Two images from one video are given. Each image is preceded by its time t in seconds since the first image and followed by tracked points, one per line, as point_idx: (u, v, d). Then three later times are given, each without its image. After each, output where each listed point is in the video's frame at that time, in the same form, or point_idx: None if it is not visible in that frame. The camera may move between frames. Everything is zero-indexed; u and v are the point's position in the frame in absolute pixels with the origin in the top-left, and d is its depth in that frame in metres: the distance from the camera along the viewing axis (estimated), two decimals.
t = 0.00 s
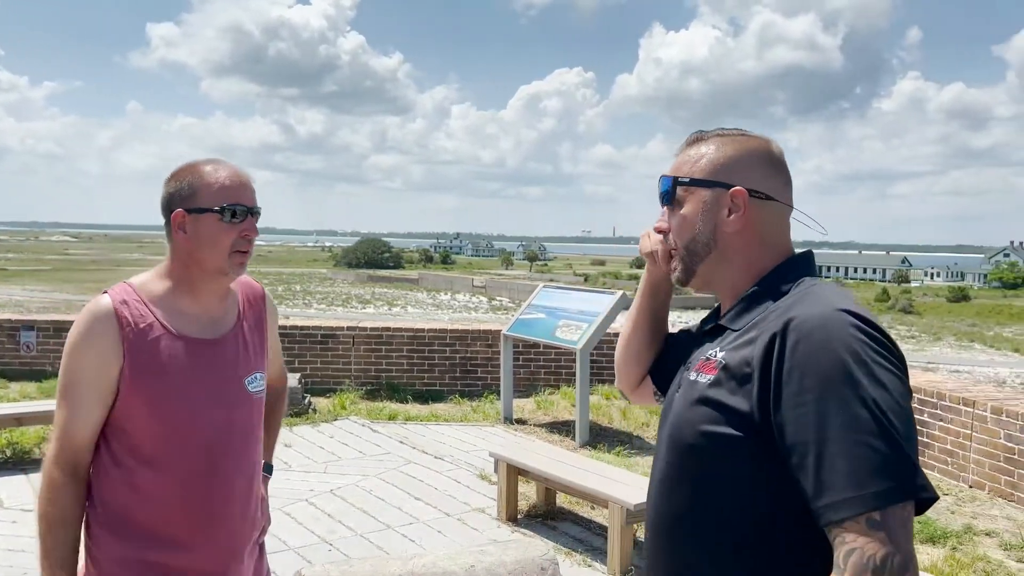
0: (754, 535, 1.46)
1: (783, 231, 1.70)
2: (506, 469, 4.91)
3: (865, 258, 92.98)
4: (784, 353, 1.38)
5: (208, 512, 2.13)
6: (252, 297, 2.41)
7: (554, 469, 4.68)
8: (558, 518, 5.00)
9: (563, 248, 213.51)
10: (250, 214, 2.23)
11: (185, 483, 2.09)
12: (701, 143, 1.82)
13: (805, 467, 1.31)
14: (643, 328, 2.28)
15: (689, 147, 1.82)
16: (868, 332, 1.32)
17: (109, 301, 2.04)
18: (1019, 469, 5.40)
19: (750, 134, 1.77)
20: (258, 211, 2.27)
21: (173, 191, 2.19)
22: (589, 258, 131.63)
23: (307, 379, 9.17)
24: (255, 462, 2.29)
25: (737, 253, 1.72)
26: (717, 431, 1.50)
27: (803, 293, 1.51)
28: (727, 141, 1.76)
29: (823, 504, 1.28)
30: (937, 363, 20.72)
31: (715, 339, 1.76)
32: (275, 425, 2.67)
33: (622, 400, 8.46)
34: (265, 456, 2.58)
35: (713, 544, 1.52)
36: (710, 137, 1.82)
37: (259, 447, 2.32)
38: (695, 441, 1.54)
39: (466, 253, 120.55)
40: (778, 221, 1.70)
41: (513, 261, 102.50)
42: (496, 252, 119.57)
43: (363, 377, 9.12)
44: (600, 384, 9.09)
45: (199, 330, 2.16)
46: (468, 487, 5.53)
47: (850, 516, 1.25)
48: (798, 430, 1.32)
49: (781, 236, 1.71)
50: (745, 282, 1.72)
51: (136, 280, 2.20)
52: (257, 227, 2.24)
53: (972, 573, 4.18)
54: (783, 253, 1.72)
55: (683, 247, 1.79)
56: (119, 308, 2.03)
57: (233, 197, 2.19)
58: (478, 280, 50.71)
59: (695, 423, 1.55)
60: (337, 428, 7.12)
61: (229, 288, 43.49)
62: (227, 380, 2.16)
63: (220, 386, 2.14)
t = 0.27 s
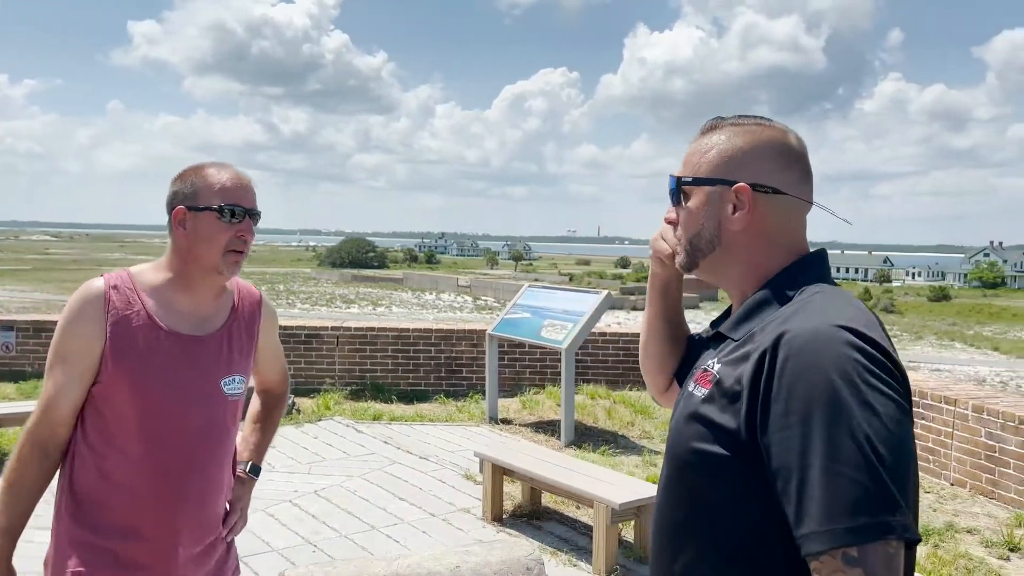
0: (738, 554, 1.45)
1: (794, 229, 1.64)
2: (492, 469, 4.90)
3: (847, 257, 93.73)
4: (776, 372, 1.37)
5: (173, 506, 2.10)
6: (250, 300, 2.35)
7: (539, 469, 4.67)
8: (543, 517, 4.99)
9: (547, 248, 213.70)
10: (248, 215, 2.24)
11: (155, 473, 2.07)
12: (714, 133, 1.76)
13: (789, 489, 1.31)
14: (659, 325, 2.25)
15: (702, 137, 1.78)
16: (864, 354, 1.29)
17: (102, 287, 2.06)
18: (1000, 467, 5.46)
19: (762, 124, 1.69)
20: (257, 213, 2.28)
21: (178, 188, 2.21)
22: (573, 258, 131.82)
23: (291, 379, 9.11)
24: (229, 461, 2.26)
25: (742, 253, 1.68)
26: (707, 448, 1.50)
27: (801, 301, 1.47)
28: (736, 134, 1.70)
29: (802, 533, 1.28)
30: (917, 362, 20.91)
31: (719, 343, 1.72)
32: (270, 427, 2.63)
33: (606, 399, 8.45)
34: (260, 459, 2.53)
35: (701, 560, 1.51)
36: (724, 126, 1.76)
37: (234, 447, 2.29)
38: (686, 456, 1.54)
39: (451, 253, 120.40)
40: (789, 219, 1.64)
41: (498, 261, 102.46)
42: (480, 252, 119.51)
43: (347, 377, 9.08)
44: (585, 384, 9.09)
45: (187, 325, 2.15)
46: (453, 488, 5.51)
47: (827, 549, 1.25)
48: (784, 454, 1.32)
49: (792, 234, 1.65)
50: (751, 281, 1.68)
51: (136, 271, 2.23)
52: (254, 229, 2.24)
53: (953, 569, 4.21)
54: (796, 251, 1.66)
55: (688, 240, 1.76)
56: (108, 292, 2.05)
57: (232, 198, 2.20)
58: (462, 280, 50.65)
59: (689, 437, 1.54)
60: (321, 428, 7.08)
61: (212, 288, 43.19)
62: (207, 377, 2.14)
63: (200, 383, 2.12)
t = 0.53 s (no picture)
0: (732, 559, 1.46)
1: (804, 231, 1.62)
2: (480, 469, 4.88)
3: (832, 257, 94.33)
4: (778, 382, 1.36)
5: (134, 506, 2.07)
6: (225, 305, 2.30)
7: (527, 469, 4.67)
8: (532, 518, 4.98)
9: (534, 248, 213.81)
10: (198, 217, 2.18)
11: (117, 473, 2.04)
12: (722, 131, 1.73)
13: (782, 499, 1.32)
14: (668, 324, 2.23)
15: (709, 135, 1.75)
16: (868, 367, 1.28)
17: (73, 284, 2.06)
18: (985, 465, 5.50)
19: (772, 123, 1.67)
20: (210, 217, 2.21)
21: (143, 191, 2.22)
22: (560, 258, 131.94)
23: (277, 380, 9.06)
24: (199, 462, 2.22)
25: (751, 256, 1.65)
26: (706, 454, 1.50)
27: (811, 309, 1.45)
28: (746, 133, 1.68)
29: (791, 545, 1.29)
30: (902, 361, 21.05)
31: (726, 345, 1.70)
32: (258, 432, 2.54)
33: (594, 399, 8.45)
34: (244, 465, 2.46)
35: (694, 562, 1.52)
36: (732, 124, 1.73)
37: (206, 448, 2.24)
38: (686, 460, 1.54)
39: (438, 253, 120.22)
40: (800, 221, 1.62)
41: (485, 261, 102.41)
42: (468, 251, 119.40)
43: (334, 378, 9.03)
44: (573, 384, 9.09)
45: (155, 326, 2.12)
46: (440, 488, 5.49)
47: (814, 563, 1.25)
48: (780, 465, 1.32)
49: (803, 236, 1.63)
50: (760, 285, 1.66)
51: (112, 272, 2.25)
52: (202, 231, 2.17)
53: (940, 567, 4.24)
54: (807, 254, 1.64)
55: (696, 242, 1.74)
56: (80, 288, 2.05)
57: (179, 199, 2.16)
58: (450, 280, 50.59)
59: (690, 439, 1.55)
60: (308, 429, 7.03)
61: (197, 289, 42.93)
62: (172, 377, 2.10)
63: (165, 382, 2.08)
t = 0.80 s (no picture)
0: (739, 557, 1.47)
1: (824, 231, 1.62)
2: (471, 470, 4.87)
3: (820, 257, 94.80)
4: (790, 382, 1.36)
5: (85, 511, 2.01)
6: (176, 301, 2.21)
7: (518, 469, 4.66)
8: (523, 518, 4.97)
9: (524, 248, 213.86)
10: (117, 211, 2.10)
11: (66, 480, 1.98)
12: (741, 131, 1.73)
13: (790, 499, 1.32)
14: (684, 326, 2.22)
15: (729, 135, 1.74)
16: (881, 371, 1.28)
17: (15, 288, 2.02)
18: (973, 464, 5.53)
19: (789, 122, 1.67)
20: (129, 210, 2.12)
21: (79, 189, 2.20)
22: (550, 257, 132.02)
23: (266, 381, 9.01)
24: (157, 465, 2.13)
25: (767, 255, 1.65)
26: (715, 448, 1.50)
27: (826, 311, 1.46)
28: (762, 132, 1.67)
29: (797, 543, 1.29)
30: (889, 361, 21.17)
31: (741, 343, 1.70)
32: (228, 431, 2.49)
33: (584, 399, 8.45)
34: (215, 465, 2.40)
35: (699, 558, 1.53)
36: (751, 124, 1.72)
37: (164, 450, 2.16)
38: (695, 454, 1.54)
39: (427, 252, 120.04)
40: (818, 221, 1.61)
41: (475, 261, 102.36)
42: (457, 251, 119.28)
43: (324, 378, 8.99)
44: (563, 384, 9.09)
45: (100, 327, 2.06)
46: (431, 489, 5.47)
47: (818, 561, 1.26)
48: (789, 464, 1.32)
49: (822, 236, 1.62)
50: (778, 285, 1.66)
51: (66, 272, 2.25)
52: (118, 226, 2.08)
53: (929, 566, 4.26)
54: (825, 255, 1.63)
55: (715, 242, 1.74)
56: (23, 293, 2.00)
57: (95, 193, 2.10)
58: (439, 280, 50.53)
59: (699, 436, 1.55)
60: (297, 430, 6.99)
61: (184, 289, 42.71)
62: (117, 379, 2.02)
63: (109, 384, 2.01)
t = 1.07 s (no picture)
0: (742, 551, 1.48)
1: (837, 231, 1.60)
2: (463, 470, 4.86)
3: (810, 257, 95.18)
4: (792, 378, 1.37)
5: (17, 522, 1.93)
6: (99, 293, 2.09)
7: (510, 469, 4.65)
8: (515, 519, 4.97)
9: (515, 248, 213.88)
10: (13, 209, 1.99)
11: None
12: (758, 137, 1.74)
13: (788, 493, 1.33)
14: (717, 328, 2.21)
15: (747, 142, 1.76)
16: (882, 370, 1.29)
17: None
18: (963, 464, 5.55)
19: (806, 126, 1.67)
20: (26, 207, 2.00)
21: None
22: (541, 257, 132.07)
23: (257, 381, 8.97)
24: (92, 467, 2.03)
25: (780, 256, 1.65)
26: (719, 440, 1.52)
27: (833, 309, 1.46)
28: (778, 136, 1.68)
29: (793, 535, 1.31)
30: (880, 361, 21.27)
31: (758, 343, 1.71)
32: (173, 424, 2.38)
33: (577, 399, 8.45)
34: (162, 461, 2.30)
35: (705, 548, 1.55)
36: (768, 130, 1.73)
37: (101, 453, 2.06)
38: (701, 445, 1.56)
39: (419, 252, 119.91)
40: (830, 220, 1.60)
41: (466, 261, 102.31)
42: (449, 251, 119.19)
43: (315, 379, 8.97)
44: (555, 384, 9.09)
45: (17, 331, 1.99)
46: (423, 489, 5.46)
47: (814, 553, 1.27)
48: (789, 458, 1.34)
49: (836, 236, 1.61)
50: (789, 286, 1.65)
51: None
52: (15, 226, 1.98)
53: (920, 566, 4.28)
54: (840, 256, 1.61)
55: (732, 246, 1.75)
56: None
57: None
58: (430, 279, 50.49)
59: (705, 429, 1.56)
60: (289, 430, 6.97)
61: (175, 288, 42.52)
62: (35, 383, 1.93)
63: (27, 390, 1.92)
